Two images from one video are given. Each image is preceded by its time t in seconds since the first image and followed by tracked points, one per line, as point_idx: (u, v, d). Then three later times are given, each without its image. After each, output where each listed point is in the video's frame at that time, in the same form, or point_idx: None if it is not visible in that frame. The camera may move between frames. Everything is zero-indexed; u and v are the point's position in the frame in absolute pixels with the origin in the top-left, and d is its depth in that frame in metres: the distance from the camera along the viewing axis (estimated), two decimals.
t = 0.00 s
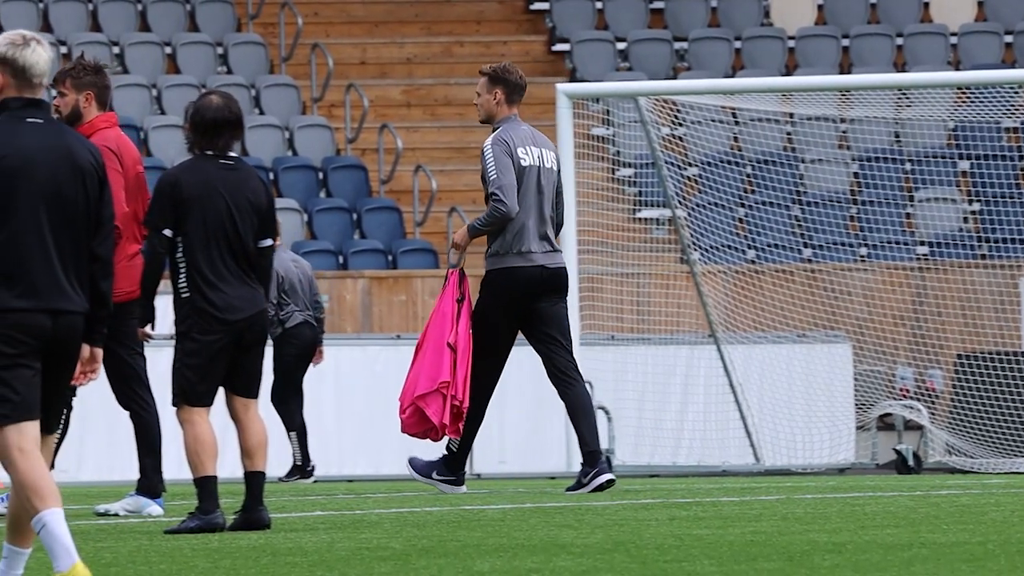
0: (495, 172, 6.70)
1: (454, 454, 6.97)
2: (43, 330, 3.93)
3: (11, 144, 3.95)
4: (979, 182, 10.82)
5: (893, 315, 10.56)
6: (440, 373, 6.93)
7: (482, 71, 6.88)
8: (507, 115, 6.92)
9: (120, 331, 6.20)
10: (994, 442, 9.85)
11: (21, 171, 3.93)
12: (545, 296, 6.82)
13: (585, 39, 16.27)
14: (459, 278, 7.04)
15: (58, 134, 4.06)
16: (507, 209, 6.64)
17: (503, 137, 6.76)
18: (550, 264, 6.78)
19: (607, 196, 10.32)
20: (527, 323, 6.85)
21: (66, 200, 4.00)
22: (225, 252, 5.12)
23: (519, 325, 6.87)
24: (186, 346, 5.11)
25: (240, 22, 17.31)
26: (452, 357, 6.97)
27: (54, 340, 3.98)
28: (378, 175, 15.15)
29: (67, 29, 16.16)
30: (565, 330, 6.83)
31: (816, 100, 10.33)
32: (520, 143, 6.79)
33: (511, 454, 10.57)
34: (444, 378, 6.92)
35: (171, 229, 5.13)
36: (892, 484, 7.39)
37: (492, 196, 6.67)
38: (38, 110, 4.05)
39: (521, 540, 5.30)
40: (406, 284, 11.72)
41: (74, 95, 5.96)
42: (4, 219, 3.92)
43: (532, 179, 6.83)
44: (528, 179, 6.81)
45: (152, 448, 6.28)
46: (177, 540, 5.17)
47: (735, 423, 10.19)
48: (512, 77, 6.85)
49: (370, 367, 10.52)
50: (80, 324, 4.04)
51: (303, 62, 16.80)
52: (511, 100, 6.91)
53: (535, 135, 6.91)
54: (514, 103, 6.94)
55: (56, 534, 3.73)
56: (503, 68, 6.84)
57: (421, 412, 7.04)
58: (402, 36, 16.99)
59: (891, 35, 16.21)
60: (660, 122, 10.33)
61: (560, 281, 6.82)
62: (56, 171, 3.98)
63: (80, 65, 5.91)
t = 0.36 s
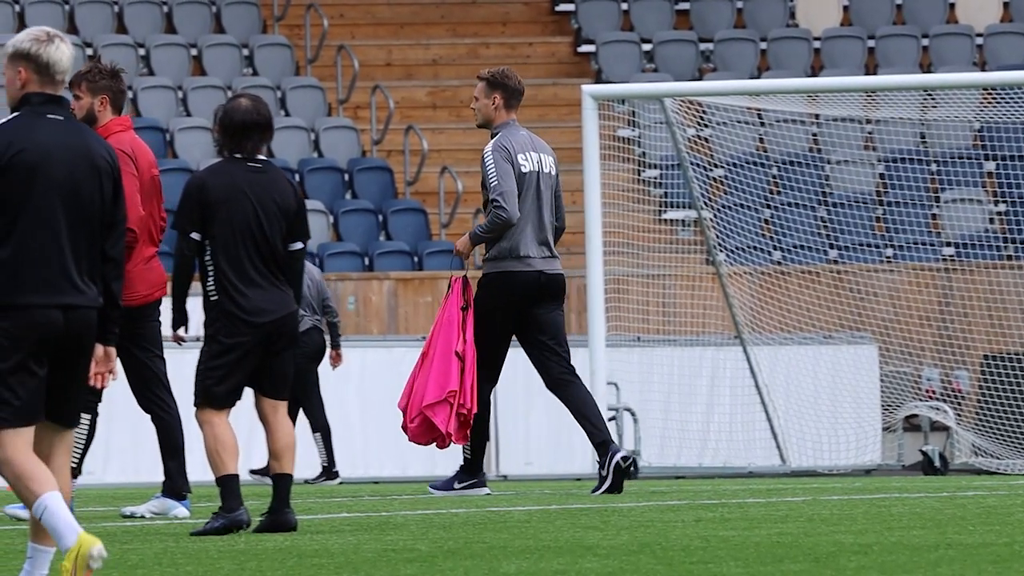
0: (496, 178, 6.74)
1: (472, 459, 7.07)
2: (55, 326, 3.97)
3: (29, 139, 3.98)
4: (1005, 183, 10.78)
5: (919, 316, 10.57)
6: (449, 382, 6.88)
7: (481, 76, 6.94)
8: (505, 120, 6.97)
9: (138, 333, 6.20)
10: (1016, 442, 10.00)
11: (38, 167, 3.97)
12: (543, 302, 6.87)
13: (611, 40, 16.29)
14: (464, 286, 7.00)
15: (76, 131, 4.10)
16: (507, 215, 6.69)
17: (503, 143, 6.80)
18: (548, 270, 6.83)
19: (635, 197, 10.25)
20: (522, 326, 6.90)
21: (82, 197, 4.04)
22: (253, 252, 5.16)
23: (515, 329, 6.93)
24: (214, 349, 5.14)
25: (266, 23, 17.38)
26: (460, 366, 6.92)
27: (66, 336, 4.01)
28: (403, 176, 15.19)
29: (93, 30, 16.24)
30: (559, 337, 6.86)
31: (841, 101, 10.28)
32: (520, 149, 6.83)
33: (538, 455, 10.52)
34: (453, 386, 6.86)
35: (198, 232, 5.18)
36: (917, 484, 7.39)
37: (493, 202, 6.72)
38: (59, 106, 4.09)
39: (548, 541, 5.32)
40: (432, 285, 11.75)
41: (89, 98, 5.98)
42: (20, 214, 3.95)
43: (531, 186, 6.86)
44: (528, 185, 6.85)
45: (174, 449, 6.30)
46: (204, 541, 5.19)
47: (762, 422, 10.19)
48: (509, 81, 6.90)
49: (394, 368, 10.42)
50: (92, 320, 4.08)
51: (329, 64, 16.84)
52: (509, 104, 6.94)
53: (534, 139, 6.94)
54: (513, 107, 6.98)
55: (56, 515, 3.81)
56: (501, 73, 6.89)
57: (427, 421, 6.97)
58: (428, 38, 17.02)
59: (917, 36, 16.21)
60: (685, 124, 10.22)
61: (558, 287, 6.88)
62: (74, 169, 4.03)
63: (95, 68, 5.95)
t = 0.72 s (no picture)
0: (497, 179, 6.82)
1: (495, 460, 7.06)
2: (73, 326, 4.17)
3: (47, 140, 4.17)
4: None
5: (945, 317, 10.60)
6: (454, 382, 7.08)
7: (480, 77, 7.00)
8: (505, 120, 7.06)
9: (154, 338, 6.23)
10: None
11: (56, 169, 4.16)
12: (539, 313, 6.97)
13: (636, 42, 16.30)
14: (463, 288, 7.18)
15: (93, 133, 4.30)
16: (507, 216, 6.76)
17: (503, 144, 6.89)
18: (548, 270, 6.92)
19: (661, 200, 10.31)
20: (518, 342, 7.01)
21: (99, 199, 4.24)
22: (282, 257, 5.19)
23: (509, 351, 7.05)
24: (244, 354, 5.19)
25: (291, 26, 17.44)
26: (462, 366, 7.13)
27: (85, 336, 4.21)
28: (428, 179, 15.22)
29: (119, 34, 16.33)
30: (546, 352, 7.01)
31: (867, 102, 10.31)
32: (521, 149, 6.92)
33: (564, 458, 10.53)
34: (457, 387, 7.06)
35: (227, 237, 5.24)
36: (944, 486, 7.38)
37: (493, 202, 6.79)
38: (76, 108, 4.27)
39: (574, 543, 5.35)
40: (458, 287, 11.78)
41: (100, 102, 6.05)
42: (39, 216, 4.15)
43: (531, 186, 6.96)
44: (527, 185, 6.95)
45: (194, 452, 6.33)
46: (230, 545, 5.22)
47: (788, 428, 10.13)
48: (508, 82, 6.98)
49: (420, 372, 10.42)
50: (108, 319, 4.27)
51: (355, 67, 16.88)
52: (510, 104, 7.03)
53: (534, 140, 7.03)
54: (513, 106, 7.06)
55: (48, 506, 4.02)
56: (501, 74, 6.97)
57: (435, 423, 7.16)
58: (453, 40, 17.04)
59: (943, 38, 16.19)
60: (712, 125, 10.25)
61: (554, 288, 6.97)
62: (90, 171, 4.22)
63: (107, 73, 6.06)
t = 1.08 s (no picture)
0: (498, 174, 6.89)
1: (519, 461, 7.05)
2: (86, 329, 4.00)
3: (65, 142, 4.00)
4: None
5: (972, 317, 10.54)
6: (453, 378, 7.16)
7: (482, 73, 7.04)
8: (509, 115, 7.10)
9: (166, 341, 6.26)
10: None
11: (74, 171, 3.99)
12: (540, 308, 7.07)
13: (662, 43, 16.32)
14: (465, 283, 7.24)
15: (110, 134, 4.10)
16: (507, 212, 6.83)
17: (506, 139, 6.94)
18: (551, 264, 6.98)
19: (687, 201, 10.35)
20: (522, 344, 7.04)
21: (117, 201, 4.05)
22: (309, 259, 5.23)
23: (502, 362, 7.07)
24: (273, 356, 5.23)
25: (317, 28, 17.51)
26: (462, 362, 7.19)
27: (99, 338, 4.05)
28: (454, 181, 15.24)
29: (145, 35, 16.43)
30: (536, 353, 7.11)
31: (893, 104, 10.34)
32: (523, 145, 6.98)
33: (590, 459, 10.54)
34: (455, 383, 7.14)
35: (255, 241, 5.28)
36: (970, 487, 7.38)
37: (493, 198, 6.86)
38: (93, 108, 4.10)
39: (601, 544, 5.37)
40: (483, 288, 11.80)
41: (111, 105, 6.00)
42: (58, 215, 3.98)
43: (532, 180, 7.02)
44: (529, 180, 7.01)
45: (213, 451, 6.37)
46: (255, 545, 5.26)
47: (813, 423, 10.14)
48: (511, 78, 7.03)
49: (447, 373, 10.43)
50: (126, 320, 4.10)
51: (381, 68, 16.92)
52: (514, 99, 7.08)
53: (538, 135, 7.09)
54: (518, 101, 7.11)
55: (46, 517, 4.00)
56: (504, 70, 7.01)
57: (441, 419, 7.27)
58: (479, 42, 17.08)
59: (969, 39, 16.19)
60: (737, 127, 10.29)
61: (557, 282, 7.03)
62: (108, 171, 4.04)
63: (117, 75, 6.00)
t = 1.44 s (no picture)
0: (498, 174, 6.96)
1: (542, 463, 7.03)
2: (99, 332, 3.85)
3: (81, 146, 3.87)
4: None
5: (996, 323, 10.59)
6: (454, 375, 6.93)
7: (487, 73, 7.10)
8: (513, 115, 7.15)
9: (177, 345, 6.24)
10: None
11: (90, 175, 3.86)
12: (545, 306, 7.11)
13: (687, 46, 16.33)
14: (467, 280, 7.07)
15: (126, 137, 3.97)
16: (504, 211, 6.89)
17: (507, 139, 7.01)
18: (555, 263, 7.05)
19: (709, 205, 10.43)
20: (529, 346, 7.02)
21: (133, 204, 3.91)
22: (334, 263, 5.26)
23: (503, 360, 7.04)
24: (299, 361, 5.28)
25: (342, 31, 17.56)
26: (464, 359, 6.97)
27: (116, 341, 3.90)
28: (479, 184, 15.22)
29: (170, 38, 16.53)
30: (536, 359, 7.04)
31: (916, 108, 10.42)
32: (525, 144, 7.05)
33: (615, 462, 10.55)
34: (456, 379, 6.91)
35: (282, 244, 5.33)
36: (996, 490, 7.36)
37: (493, 197, 6.93)
38: (107, 113, 3.96)
39: (625, 548, 5.38)
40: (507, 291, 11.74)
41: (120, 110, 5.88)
42: (74, 217, 3.84)
43: (534, 180, 7.08)
44: (530, 179, 7.07)
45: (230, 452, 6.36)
46: (279, 548, 5.29)
47: (839, 432, 10.13)
48: (516, 78, 7.09)
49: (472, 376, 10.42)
50: (143, 324, 3.94)
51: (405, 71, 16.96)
52: (518, 99, 7.14)
53: (539, 135, 7.16)
54: (522, 102, 7.17)
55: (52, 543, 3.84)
56: (508, 70, 7.07)
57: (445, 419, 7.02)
58: (503, 45, 17.11)
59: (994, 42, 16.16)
60: (763, 130, 10.28)
61: (560, 280, 7.10)
62: (123, 173, 3.90)
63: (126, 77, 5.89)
